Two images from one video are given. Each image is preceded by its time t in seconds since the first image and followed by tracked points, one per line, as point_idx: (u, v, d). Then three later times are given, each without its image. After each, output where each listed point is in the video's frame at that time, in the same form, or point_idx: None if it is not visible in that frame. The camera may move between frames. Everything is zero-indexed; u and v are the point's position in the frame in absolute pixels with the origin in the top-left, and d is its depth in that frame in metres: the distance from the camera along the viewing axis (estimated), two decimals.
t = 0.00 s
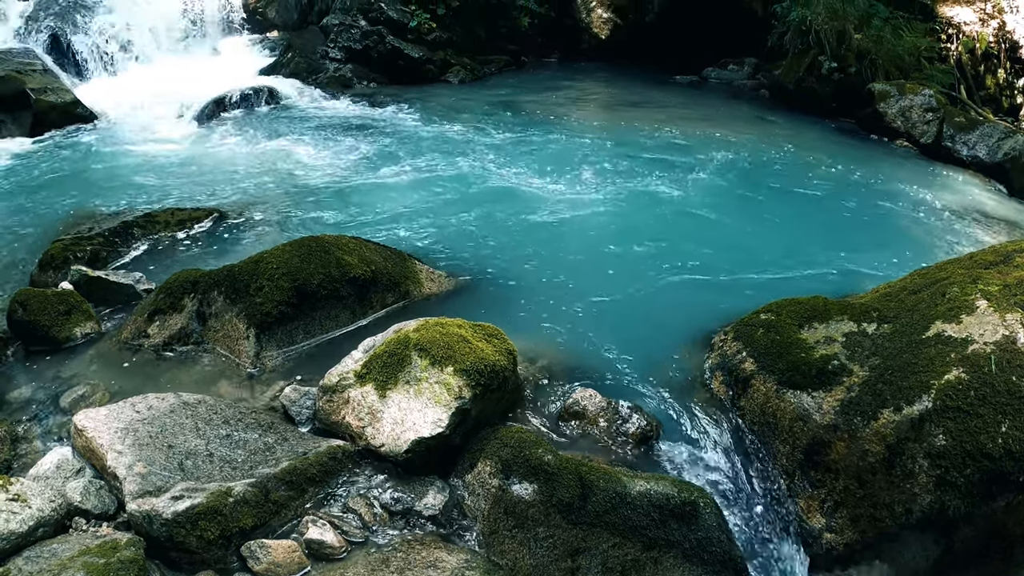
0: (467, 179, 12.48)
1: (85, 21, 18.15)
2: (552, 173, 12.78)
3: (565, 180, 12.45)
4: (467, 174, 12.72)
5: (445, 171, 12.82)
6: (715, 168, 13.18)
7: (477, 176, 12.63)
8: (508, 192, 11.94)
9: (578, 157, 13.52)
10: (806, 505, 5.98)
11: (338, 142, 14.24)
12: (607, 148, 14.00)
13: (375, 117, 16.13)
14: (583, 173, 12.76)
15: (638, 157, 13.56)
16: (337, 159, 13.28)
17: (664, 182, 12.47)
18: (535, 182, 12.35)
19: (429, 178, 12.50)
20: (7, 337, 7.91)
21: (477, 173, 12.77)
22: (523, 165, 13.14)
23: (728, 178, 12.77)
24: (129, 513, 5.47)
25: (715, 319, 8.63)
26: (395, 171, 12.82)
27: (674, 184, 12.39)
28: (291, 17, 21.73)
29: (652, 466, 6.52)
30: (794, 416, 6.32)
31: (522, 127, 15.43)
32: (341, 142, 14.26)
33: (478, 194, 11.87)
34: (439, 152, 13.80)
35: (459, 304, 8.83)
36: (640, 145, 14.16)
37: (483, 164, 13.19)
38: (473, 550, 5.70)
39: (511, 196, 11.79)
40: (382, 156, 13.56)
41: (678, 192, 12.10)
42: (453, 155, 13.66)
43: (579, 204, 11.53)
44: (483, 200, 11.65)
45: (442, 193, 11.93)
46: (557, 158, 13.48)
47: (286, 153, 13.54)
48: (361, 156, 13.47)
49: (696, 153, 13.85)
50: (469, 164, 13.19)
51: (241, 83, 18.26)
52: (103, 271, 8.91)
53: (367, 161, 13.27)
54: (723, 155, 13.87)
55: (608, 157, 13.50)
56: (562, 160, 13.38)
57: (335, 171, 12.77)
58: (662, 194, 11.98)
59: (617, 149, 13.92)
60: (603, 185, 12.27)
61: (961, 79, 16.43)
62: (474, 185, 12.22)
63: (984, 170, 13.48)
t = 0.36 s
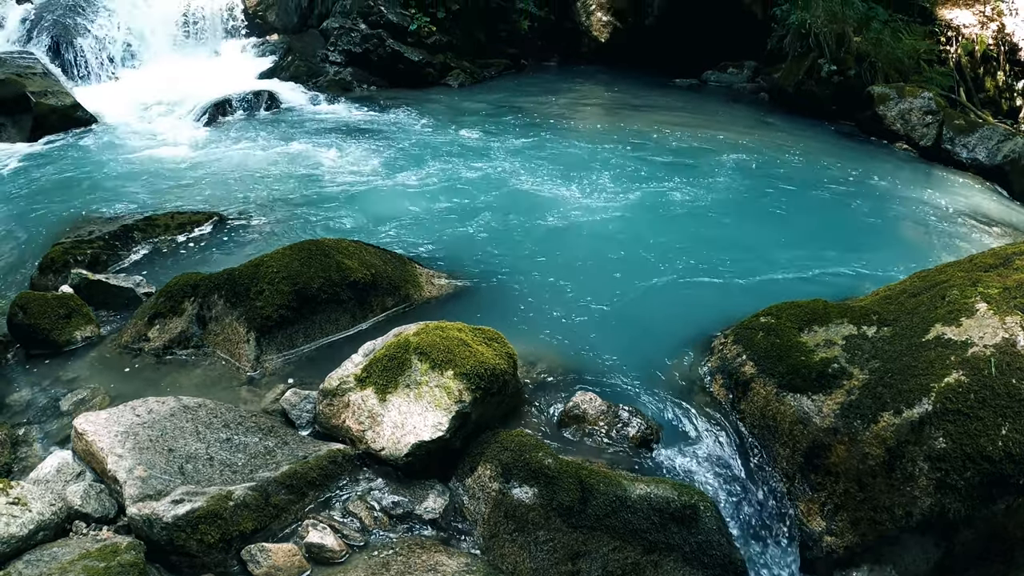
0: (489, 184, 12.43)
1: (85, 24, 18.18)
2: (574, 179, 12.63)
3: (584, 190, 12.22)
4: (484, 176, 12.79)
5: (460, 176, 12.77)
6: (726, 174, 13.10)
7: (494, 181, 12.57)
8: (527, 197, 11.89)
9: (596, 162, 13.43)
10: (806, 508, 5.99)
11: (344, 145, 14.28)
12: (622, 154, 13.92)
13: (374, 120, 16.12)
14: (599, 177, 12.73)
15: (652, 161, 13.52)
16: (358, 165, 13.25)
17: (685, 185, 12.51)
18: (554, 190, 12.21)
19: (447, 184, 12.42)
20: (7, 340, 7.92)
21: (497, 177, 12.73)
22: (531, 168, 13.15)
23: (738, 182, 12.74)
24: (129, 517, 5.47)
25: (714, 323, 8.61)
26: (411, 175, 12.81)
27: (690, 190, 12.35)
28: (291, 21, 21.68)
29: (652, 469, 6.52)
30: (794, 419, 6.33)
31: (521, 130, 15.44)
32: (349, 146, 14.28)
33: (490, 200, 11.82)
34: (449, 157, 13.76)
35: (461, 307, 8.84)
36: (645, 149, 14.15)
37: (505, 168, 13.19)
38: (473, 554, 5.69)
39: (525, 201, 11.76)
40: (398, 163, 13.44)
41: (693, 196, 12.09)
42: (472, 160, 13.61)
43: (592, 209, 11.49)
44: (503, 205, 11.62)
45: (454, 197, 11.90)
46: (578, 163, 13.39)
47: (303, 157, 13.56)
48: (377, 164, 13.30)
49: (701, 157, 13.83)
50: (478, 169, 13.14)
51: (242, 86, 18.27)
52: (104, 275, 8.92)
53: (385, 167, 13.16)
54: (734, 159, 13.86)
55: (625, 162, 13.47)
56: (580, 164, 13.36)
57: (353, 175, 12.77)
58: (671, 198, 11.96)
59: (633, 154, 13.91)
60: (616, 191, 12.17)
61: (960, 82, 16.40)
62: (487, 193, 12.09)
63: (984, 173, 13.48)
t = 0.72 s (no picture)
0: (505, 189, 12.32)
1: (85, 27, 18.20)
2: (581, 184, 12.56)
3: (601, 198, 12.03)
4: (483, 180, 12.75)
5: (474, 180, 12.74)
6: (740, 178, 13.09)
7: (507, 185, 12.52)
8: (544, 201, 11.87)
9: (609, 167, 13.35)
10: (806, 511, 5.99)
11: (356, 148, 14.32)
12: (634, 157, 13.86)
13: (375, 124, 16.10)
14: (615, 180, 12.72)
15: (667, 166, 13.50)
16: (378, 168, 13.23)
17: (704, 190, 12.47)
18: (569, 196, 12.10)
19: (463, 189, 12.38)
20: (8, 343, 7.92)
21: (512, 182, 12.67)
22: (542, 170, 13.21)
23: (751, 187, 12.70)
24: (129, 520, 5.47)
25: (714, 327, 8.60)
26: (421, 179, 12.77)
27: (705, 194, 12.30)
28: (291, 23, 21.68)
29: (652, 473, 6.51)
30: (794, 421, 6.33)
31: (520, 133, 15.44)
32: (362, 149, 14.32)
33: (501, 204, 11.77)
34: (459, 160, 13.76)
35: (462, 310, 8.85)
36: (654, 152, 14.16)
37: (521, 173, 13.08)
38: (473, 557, 5.70)
39: (540, 205, 11.72)
40: (420, 166, 13.41)
41: (696, 199, 12.11)
42: (490, 164, 13.57)
43: (605, 214, 11.46)
44: (516, 210, 11.54)
45: (460, 201, 11.87)
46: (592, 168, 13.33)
47: (323, 159, 13.64)
48: (396, 168, 13.27)
49: (711, 161, 13.81)
50: (485, 173, 13.09)
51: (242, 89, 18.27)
52: (104, 278, 8.93)
53: (406, 172, 13.10)
54: (747, 163, 13.82)
55: (639, 165, 13.44)
56: (582, 167, 13.35)
57: (372, 177, 12.82)
58: (682, 202, 11.96)
59: (646, 157, 13.85)
60: (630, 196, 12.10)
61: (960, 84, 16.48)
62: (496, 197, 12.02)
63: (983, 175, 13.49)
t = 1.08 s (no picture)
0: (517, 196, 12.20)
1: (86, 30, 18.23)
2: (580, 187, 12.60)
3: (615, 204, 11.95)
4: (502, 184, 12.76)
5: (492, 187, 12.62)
6: (756, 181, 13.17)
7: (524, 191, 12.45)
8: (561, 207, 11.82)
9: (625, 172, 13.29)
10: (806, 514, 5.99)
11: (376, 153, 14.26)
12: (646, 163, 13.78)
13: (377, 128, 16.05)
14: (632, 185, 12.69)
15: (682, 170, 13.48)
16: (400, 175, 13.14)
17: (704, 194, 12.48)
18: (583, 201, 12.07)
19: (487, 195, 12.29)
20: (8, 347, 7.93)
21: (529, 187, 12.59)
22: (559, 177, 13.08)
23: (763, 191, 12.70)
24: (129, 524, 5.47)
25: (714, 331, 8.60)
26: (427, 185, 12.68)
27: (718, 200, 12.27)
28: (291, 27, 21.62)
29: (652, 477, 6.51)
30: (794, 425, 6.34)
31: (521, 137, 15.48)
32: (378, 154, 14.26)
33: (516, 211, 11.66)
34: (472, 166, 13.68)
35: (462, 314, 8.85)
36: (668, 157, 14.11)
37: (529, 177, 13.04)
38: (473, 562, 5.71)
39: (555, 210, 11.69)
40: (444, 172, 13.32)
41: (696, 203, 12.11)
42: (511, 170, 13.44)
43: (619, 220, 11.38)
44: (530, 217, 11.43)
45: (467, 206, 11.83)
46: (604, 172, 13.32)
47: (341, 165, 13.55)
48: (418, 175, 13.14)
49: (721, 165, 13.83)
50: (495, 178, 13.04)
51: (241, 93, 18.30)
52: (104, 282, 8.93)
53: (428, 178, 12.99)
54: (758, 168, 13.77)
55: (652, 170, 13.42)
56: (592, 172, 13.28)
57: (394, 183, 12.75)
58: (692, 208, 11.89)
59: (658, 162, 13.81)
60: (642, 203, 12.02)
61: (959, 87, 16.53)
62: (509, 203, 11.96)
63: (982, 178, 13.52)
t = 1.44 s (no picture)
0: (517, 200, 12.22)
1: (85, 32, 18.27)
2: (579, 190, 12.63)
3: (630, 210, 11.86)
4: (522, 188, 12.71)
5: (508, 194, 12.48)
6: (770, 185, 13.17)
7: (536, 195, 12.42)
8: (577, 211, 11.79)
9: (639, 177, 13.20)
10: (806, 518, 5.99)
11: (398, 157, 14.28)
12: (657, 167, 13.77)
13: (379, 133, 15.97)
14: (646, 191, 12.62)
15: (693, 174, 13.48)
16: (400, 178, 13.15)
17: (703, 197, 12.48)
18: (597, 204, 12.06)
19: (503, 200, 12.24)
20: (8, 350, 7.92)
21: (541, 192, 12.54)
22: (585, 181, 13.03)
23: (768, 195, 12.69)
24: (129, 528, 5.47)
25: (715, 334, 8.60)
26: (441, 181, 13.10)
27: (718, 203, 12.28)
28: (290, 31, 21.49)
29: (652, 480, 6.51)
30: (794, 428, 6.34)
31: (519, 140, 15.51)
32: (402, 158, 14.26)
33: (534, 216, 11.62)
34: (489, 169, 13.67)
35: (462, 317, 8.86)
36: (675, 161, 14.10)
37: (529, 180, 13.06)
38: (473, 566, 5.70)
39: (567, 214, 11.68)
40: (458, 176, 13.29)
41: (695, 206, 12.12)
42: (530, 176, 13.32)
43: (619, 223, 11.39)
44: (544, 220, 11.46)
45: (478, 210, 11.85)
46: (614, 176, 13.27)
47: (354, 169, 13.55)
48: (443, 182, 12.98)
49: (731, 169, 13.83)
50: (510, 184, 12.93)
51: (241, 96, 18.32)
52: (104, 285, 8.93)
53: (443, 183, 12.93)
54: (768, 172, 13.76)
55: (665, 174, 13.41)
56: (609, 177, 13.25)
57: (421, 188, 12.71)
58: (700, 212, 11.86)
59: (657, 165, 13.83)
60: (649, 208, 11.97)
61: (958, 90, 16.53)
62: (528, 208, 11.92)
63: (981, 180, 13.57)
